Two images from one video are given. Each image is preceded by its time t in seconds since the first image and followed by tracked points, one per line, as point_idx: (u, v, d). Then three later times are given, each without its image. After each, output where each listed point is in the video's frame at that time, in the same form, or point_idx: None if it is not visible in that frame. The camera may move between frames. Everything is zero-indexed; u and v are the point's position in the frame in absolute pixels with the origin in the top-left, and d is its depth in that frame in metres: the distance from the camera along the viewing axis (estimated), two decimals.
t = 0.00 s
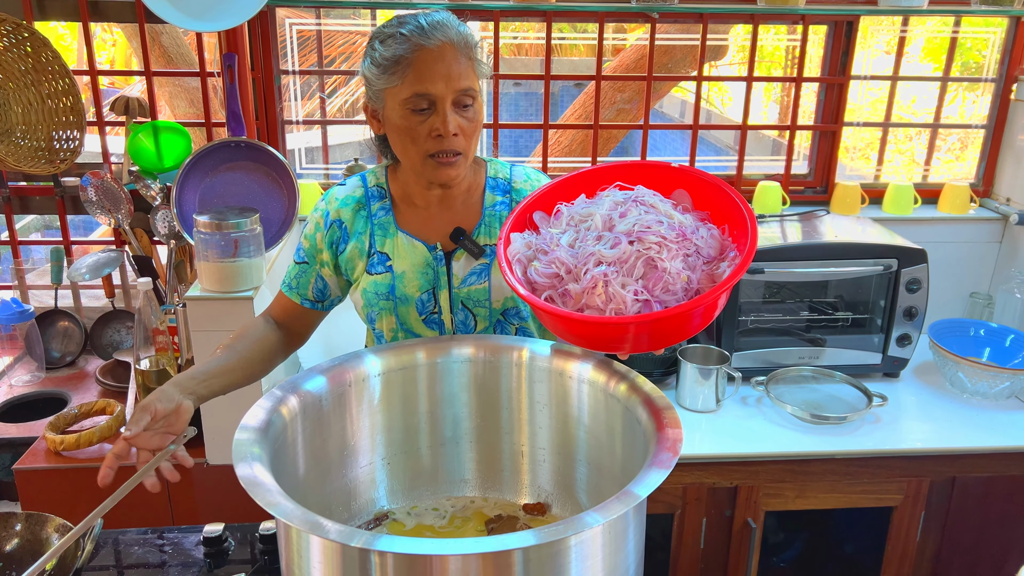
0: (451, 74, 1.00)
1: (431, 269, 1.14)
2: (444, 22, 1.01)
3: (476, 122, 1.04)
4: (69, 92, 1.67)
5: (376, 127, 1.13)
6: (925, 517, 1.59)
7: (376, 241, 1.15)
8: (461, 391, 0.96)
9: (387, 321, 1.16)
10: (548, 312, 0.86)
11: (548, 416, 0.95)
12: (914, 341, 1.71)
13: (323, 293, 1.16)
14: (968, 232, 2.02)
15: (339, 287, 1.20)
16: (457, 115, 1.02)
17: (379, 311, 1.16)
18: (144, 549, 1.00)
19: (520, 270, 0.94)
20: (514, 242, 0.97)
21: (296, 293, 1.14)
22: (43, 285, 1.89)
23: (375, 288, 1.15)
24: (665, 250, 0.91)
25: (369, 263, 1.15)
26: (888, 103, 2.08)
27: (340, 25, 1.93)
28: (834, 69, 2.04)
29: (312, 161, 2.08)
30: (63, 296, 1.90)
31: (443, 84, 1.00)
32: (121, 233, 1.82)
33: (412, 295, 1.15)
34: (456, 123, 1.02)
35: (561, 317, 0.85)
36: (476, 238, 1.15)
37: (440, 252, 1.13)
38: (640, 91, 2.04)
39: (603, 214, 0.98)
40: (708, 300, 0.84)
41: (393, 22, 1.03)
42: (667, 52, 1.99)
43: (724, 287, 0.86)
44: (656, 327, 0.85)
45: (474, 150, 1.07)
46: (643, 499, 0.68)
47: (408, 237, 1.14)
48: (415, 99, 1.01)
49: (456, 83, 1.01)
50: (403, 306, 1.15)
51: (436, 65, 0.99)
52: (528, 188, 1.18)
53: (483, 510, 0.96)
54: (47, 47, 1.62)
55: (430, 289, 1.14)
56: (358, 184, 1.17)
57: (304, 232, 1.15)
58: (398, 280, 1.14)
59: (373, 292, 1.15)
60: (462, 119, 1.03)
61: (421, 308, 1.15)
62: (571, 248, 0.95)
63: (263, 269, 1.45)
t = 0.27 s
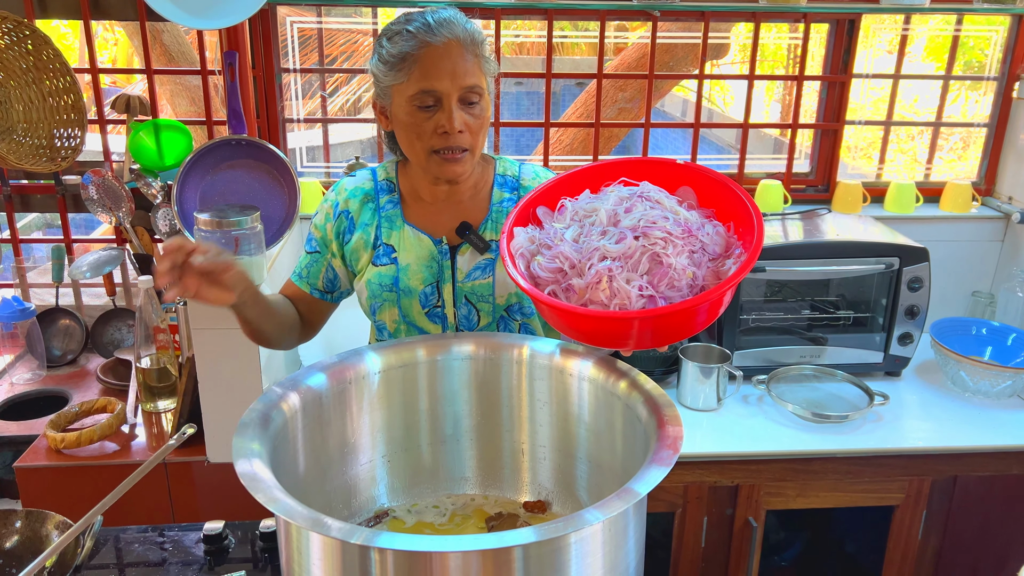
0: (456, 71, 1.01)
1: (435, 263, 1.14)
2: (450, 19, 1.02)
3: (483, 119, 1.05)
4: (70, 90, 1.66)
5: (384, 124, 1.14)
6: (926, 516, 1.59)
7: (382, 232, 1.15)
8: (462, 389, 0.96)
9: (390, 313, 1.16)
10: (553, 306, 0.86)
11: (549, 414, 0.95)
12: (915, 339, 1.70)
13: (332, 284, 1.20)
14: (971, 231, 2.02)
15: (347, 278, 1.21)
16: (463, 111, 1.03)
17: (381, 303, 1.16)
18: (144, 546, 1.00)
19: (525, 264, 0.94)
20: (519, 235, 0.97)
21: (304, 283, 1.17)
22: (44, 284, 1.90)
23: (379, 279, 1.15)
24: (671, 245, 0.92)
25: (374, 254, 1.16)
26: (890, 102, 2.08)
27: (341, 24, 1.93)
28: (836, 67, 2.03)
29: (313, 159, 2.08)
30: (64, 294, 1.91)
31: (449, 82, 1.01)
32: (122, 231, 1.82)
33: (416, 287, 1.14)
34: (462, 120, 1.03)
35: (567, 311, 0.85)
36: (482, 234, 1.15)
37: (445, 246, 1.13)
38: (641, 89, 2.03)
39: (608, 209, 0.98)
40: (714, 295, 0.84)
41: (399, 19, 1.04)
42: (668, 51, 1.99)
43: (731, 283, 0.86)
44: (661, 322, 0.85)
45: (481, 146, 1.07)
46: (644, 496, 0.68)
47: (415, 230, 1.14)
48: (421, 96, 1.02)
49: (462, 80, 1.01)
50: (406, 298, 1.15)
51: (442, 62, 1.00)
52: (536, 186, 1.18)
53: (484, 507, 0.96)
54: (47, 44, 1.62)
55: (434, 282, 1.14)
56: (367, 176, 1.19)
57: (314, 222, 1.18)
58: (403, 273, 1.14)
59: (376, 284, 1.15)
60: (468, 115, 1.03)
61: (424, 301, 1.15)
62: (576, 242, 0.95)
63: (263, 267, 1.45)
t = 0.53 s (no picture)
0: (447, 63, 1.01)
1: (445, 258, 1.16)
2: (445, 14, 1.03)
3: (476, 111, 1.05)
4: (72, 88, 1.67)
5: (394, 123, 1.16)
6: (927, 515, 1.59)
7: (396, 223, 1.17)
8: (461, 387, 0.96)
9: (396, 303, 1.18)
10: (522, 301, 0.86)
11: (548, 413, 0.95)
12: (916, 338, 1.70)
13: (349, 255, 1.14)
14: (972, 230, 2.02)
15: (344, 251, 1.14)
16: (455, 103, 1.03)
17: (389, 293, 1.17)
18: (143, 545, 1.00)
19: (500, 258, 0.94)
20: (497, 230, 0.97)
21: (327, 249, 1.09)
22: (45, 283, 1.90)
23: (389, 268, 1.16)
24: (644, 240, 0.91)
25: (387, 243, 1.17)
26: (891, 101, 2.07)
27: (342, 23, 1.93)
28: (837, 66, 2.03)
29: (313, 159, 2.07)
30: (65, 294, 1.91)
31: (439, 73, 1.01)
32: (123, 230, 1.82)
33: (425, 279, 1.16)
34: (454, 112, 1.03)
35: (537, 306, 0.85)
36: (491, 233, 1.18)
37: (455, 242, 1.16)
38: (642, 88, 2.03)
39: (586, 204, 0.98)
40: (684, 291, 0.83)
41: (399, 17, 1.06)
42: (669, 50, 1.98)
43: (703, 277, 0.85)
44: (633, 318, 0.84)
45: (478, 139, 1.07)
46: (643, 495, 0.68)
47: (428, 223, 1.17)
48: (414, 89, 1.03)
49: (453, 72, 1.02)
50: (414, 289, 1.17)
51: (432, 54, 1.01)
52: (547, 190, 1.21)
53: (484, 505, 0.96)
54: (48, 44, 1.63)
55: (442, 276, 1.17)
56: (386, 165, 1.21)
57: (337, 193, 1.14)
58: (413, 264, 1.16)
59: (386, 272, 1.16)
60: (461, 107, 1.03)
61: (432, 294, 1.17)
62: (552, 237, 0.95)
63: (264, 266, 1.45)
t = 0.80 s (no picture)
0: (416, 62, 1.02)
1: (458, 257, 1.18)
2: (417, 15, 1.04)
3: (454, 106, 1.04)
4: (73, 90, 1.66)
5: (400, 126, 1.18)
6: (929, 517, 1.58)
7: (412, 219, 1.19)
8: (462, 388, 0.96)
9: (410, 300, 1.19)
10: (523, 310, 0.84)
11: (549, 413, 0.95)
12: (918, 339, 1.70)
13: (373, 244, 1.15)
14: (974, 231, 2.01)
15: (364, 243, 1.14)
16: (432, 103, 1.04)
17: (403, 289, 1.18)
18: (145, 546, 1.00)
19: (497, 267, 0.91)
20: (491, 238, 0.95)
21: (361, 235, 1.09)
22: (47, 284, 1.90)
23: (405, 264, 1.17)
24: (640, 242, 0.90)
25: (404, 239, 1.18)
26: (893, 101, 2.07)
27: (344, 25, 1.94)
28: (838, 67, 2.03)
29: (314, 160, 2.08)
30: (67, 295, 1.91)
31: (410, 74, 1.02)
32: (125, 231, 1.82)
33: (439, 277, 1.18)
34: (431, 111, 1.04)
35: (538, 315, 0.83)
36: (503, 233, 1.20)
37: (468, 242, 1.18)
38: (643, 89, 2.03)
39: (579, 208, 0.96)
40: (687, 291, 0.81)
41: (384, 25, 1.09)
42: (670, 51, 1.98)
43: (705, 276, 0.83)
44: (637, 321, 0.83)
45: (462, 135, 1.07)
46: (645, 496, 0.68)
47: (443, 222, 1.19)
48: (395, 94, 1.05)
49: (424, 70, 1.02)
50: (428, 287, 1.18)
51: (403, 55, 1.02)
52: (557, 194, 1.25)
53: (485, 507, 0.95)
54: (50, 45, 1.63)
55: (456, 275, 1.18)
56: (398, 161, 1.22)
57: (358, 184, 1.14)
58: (428, 261, 1.17)
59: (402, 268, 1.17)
60: (438, 105, 1.04)
61: (446, 292, 1.19)
62: (547, 243, 0.93)
63: (265, 267, 1.46)
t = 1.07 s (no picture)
0: (439, 62, 1.01)
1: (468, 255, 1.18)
2: (437, 13, 1.03)
3: (473, 107, 1.05)
4: (76, 90, 1.67)
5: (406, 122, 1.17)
6: (934, 516, 1.58)
7: (418, 218, 1.19)
8: (468, 386, 0.96)
9: (419, 299, 1.19)
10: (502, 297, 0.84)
11: (556, 411, 0.95)
12: (922, 339, 1.70)
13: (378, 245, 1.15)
14: (978, 230, 2.01)
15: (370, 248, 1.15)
16: (452, 103, 1.04)
17: (412, 288, 1.18)
18: (151, 544, 1.00)
19: (479, 257, 0.91)
20: (475, 228, 0.95)
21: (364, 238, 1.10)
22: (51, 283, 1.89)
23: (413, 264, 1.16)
24: (618, 229, 0.91)
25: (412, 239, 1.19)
26: (896, 101, 2.07)
27: (348, 25, 1.94)
28: (842, 66, 2.03)
29: (318, 160, 2.08)
30: (71, 295, 1.91)
31: (432, 74, 1.02)
32: (129, 230, 1.83)
33: (448, 276, 1.17)
34: (451, 111, 1.03)
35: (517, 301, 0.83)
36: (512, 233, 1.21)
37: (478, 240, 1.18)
38: (647, 89, 2.03)
39: (559, 199, 0.97)
40: (662, 275, 0.82)
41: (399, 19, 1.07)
42: (674, 51, 1.98)
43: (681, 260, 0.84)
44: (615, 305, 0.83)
45: (479, 135, 1.08)
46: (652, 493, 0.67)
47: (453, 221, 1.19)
48: (413, 92, 1.04)
49: (446, 71, 1.02)
50: (437, 285, 1.18)
51: (424, 54, 1.01)
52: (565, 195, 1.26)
53: (492, 504, 0.95)
54: (54, 45, 1.63)
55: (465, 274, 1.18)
56: (403, 160, 1.21)
57: (361, 185, 1.14)
58: (437, 259, 1.16)
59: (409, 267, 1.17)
60: (458, 106, 1.04)
61: (455, 291, 1.18)
62: (528, 231, 0.94)
63: (270, 267, 1.46)
